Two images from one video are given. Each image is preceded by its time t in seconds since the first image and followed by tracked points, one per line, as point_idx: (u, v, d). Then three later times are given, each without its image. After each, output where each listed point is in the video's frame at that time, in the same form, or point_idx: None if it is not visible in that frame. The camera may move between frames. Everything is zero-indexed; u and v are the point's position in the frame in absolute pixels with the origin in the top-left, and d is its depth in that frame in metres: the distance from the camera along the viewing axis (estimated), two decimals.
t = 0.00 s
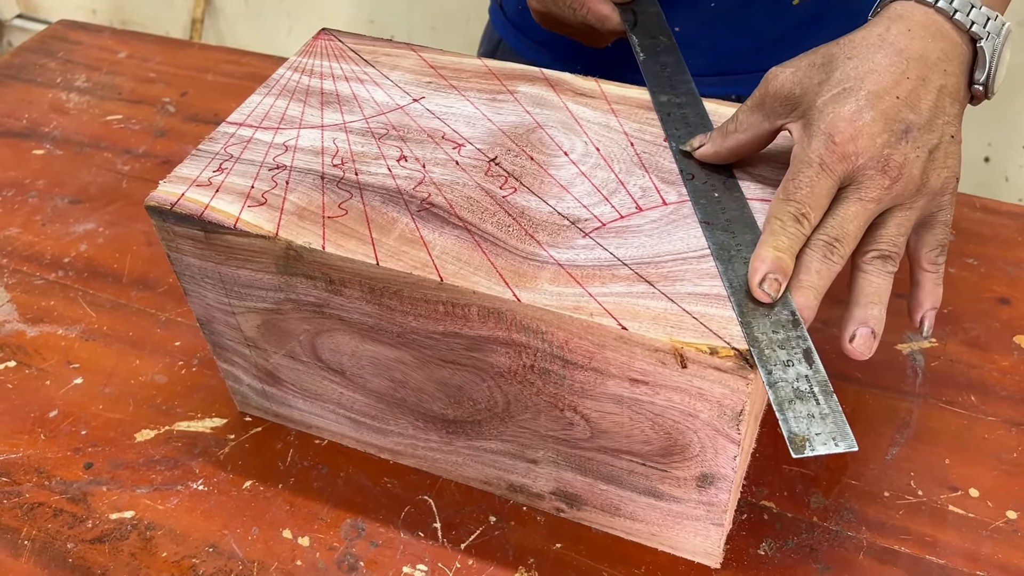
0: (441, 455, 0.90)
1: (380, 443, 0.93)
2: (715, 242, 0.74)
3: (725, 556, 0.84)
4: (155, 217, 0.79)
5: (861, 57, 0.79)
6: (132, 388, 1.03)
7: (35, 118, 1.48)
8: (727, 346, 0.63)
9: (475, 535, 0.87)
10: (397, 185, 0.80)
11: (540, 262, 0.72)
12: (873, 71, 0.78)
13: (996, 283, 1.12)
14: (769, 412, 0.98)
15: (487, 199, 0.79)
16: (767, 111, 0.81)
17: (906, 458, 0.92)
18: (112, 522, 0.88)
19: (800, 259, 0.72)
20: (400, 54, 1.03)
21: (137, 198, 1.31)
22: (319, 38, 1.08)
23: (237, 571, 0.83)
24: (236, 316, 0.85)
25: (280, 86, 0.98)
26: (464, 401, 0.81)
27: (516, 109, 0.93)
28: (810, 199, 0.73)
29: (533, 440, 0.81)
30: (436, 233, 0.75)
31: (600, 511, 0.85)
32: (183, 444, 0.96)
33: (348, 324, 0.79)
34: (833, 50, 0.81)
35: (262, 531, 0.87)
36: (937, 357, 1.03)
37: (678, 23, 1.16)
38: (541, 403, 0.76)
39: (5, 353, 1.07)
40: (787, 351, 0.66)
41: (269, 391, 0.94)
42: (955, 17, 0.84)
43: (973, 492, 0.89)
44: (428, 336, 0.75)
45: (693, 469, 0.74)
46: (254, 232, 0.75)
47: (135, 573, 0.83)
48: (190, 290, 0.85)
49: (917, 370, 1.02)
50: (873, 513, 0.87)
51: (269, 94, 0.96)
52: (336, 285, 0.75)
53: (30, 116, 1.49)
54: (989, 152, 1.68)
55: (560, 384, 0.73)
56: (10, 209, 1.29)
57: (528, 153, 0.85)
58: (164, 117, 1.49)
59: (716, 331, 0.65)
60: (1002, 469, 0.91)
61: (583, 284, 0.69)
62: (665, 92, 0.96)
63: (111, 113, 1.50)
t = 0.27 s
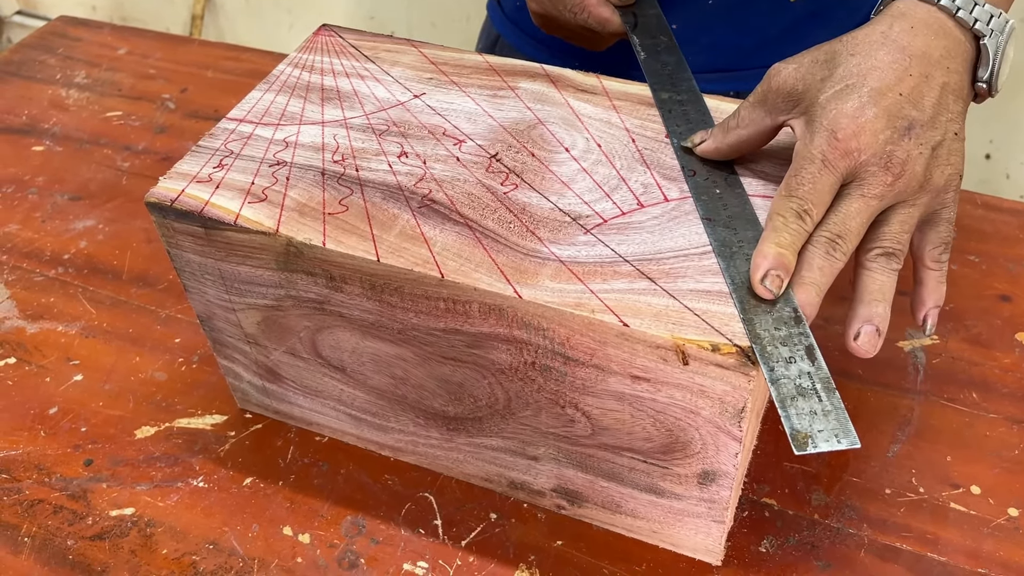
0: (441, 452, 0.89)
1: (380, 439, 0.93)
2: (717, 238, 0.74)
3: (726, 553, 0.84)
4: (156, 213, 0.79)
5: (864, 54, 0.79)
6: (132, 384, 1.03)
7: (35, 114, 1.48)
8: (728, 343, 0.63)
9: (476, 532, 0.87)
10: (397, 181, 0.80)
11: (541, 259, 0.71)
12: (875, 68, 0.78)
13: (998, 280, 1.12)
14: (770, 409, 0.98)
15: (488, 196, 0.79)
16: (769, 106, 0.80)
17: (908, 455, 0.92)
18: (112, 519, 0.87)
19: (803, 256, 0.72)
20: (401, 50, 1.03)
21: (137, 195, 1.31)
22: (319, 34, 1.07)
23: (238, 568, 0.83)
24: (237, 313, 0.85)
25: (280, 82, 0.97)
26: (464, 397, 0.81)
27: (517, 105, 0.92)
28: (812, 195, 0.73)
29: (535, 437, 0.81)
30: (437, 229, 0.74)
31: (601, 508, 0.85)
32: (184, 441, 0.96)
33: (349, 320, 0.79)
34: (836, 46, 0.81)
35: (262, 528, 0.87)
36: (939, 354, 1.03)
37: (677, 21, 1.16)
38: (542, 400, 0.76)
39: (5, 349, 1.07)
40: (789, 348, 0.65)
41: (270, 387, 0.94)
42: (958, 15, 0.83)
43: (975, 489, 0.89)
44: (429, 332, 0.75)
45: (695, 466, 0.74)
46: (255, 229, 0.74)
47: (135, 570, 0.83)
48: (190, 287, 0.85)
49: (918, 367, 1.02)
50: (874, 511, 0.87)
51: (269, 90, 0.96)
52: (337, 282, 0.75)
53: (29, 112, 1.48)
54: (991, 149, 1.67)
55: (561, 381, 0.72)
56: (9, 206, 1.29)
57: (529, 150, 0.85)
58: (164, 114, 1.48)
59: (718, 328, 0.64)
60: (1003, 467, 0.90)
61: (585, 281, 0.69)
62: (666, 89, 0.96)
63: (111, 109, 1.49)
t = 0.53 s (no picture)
0: (441, 454, 0.89)
1: (379, 441, 0.93)
2: (718, 241, 0.73)
3: (726, 556, 0.84)
4: (153, 215, 0.78)
5: (869, 60, 0.79)
6: (129, 386, 1.02)
7: (32, 114, 1.47)
8: (729, 347, 0.63)
9: (475, 535, 0.87)
10: (396, 183, 0.80)
11: (541, 261, 0.71)
12: (881, 74, 0.78)
13: (999, 281, 1.12)
14: (770, 410, 0.98)
15: (487, 198, 0.78)
16: (773, 109, 0.80)
17: (909, 457, 0.92)
18: (110, 522, 0.87)
19: (820, 274, 0.73)
20: (399, 51, 1.02)
21: (135, 195, 1.31)
22: (317, 35, 1.07)
23: (236, 571, 0.83)
24: (235, 315, 0.85)
25: (278, 82, 0.97)
26: (463, 400, 0.80)
27: (516, 106, 0.92)
28: (818, 200, 0.72)
29: (534, 440, 0.80)
30: (435, 231, 0.74)
31: (601, 511, 0.84)
32: (182, 443, 0.96)
33: (347, 323, 0.78)
34: (842, 53, 0.81)
35: (260, 531, 0.87)
36: (940, 355, 1.02)
37: (681, 19, 1.15)
38: (542, 403, 0.75)
39: (2, 351, 1.07)
40: (790, 352, 0.65)
41: (268, 389, 0.93)
42: (961, 20, 0.83)
43: (976, 491, 0.88)
44: (428, 335, 0.75)
45: (695, 470, 0.73)
46: (252, 231, 0.74)
47: (133, 573, 0.83)
48: (188, 289, 0.85)
49: (919, 369, 1.01)
50: (875, 513, 0.87)
51: (267, 91, 0.95)
52: (335, 284, 0.75)
53: (27, 112, 1.48)
54: (991, 148, 1.67)
55: (561, 384, 0.72)
56: (7, 206, 1.28)
57: (528, 151, 0.84)
58: (162, 113, 1.48)
59: (718, 331, 0.64)
60: (1005, 468, 0.90)
61: (584, 283, 0.69)
62: (665, 90, 0.95)
63: (108, 109, 1.49)
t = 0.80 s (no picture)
0: (439, 454, 0.89)
1: (377, 441, 0.92)
2: (717, 240, 0.73)
3: (726, 556, 0.83)
4: (150, 215, 0.78)
5: (872, 61, 0.79)
6: (128, 386, 1.02)
7: (30, 113, 1.47)
8: (728, 346, 0.62)
9: (474, 534, 0.86)
10: (394, 182, 0.80)
11: (539, 261, 0.71)
12: (884, 75, 0.78)
13: (999, 279, 1.11)
14: (770, 409, 0.98)
15: (485, 197, 0.78)
16: (773, 108, 0.80)
17: (909, 456, 0.92)
18: (108, 523, 0.87)
19: (824, 278, 0.73)
20: (397, 49, 1.02)
21: (133, 194, 1.30)
22: (315, 33, 1.06)
23: (234, 572, 0.83)
24: (232, 315, 0.84)
25: (276, 81, 0.97)
26: (462, 400, 0.80)
27: (514, 105, 0.92)
28: (820, 200, 0.72)
29: (533, 439, 0.80)
30: (433, 230, 0.74)
31: (600, 510, 0.84)
32: (180, 443, 0.96)
33: (345, 322, 0.78)
34: (844, 53, 0.81)
35: (259, 532, 0.87)
36: (940, 354, 1.02)
37: (687, 14, 1.15)
38: (540, 403, 0.75)
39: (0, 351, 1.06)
40: (789, 351, 0.65)
41: (266, 389, 0.93)
42: (963, 24, 0.83)
43: (976, 490, 0.88)
44: (426, 335, 0.75)
45: (694, 469, 0.73)
46: (250, 231, 0.74)
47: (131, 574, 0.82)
48: (185, 289, 0.84)
49: (919, 367, 1.01)
50: (875, 513, 0.86)
51: (265, 90, 0.95)
52: (333, 284, 0.74)
53: (25, 111, 1.47)
54: (991, 146, 1.67)
55: (560, 384, 0.72)
56: (5, 206, 1.28)
57: (526, 150, 0.84)
58: (160, 112, 1.47)
59: (717, 331, 0.64)
60: (1005, 467, 0.90)
61: (583, 283, 0.68)
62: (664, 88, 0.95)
63: (106, 108, 1.48)
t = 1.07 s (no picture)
0: (438, 453, 0.89)
1: (377, 440, 0.92)
2: (716, 238, 0.73)
3: (725, 555, 0.83)
4: (148, 214, 0.78)
5: (875, 62, 0.79)
6: (126, 385, 1.02)
7: (28, 112, 1.47)
8: (728, 345, 0.62)
9: (473, 534, 0.86)
10: (392, 181, 0.79)
11: (538, 260, 0.71)
12: (887, 77, 0.78)
13: (999, 277, 1.11)
14: (770, 408, 0.97)
15: (484, 196, 0.78)
16: (773, 108, 0.80)
17: (909, 455, 0.92)
18: (107, 522, 0.87)
19: (825, 280, 0.73)
20: (396, 48, 1.02)
21: (132, 193, 1.30)
22: (313, 32, 1.06)
23: (233, 571, 0.83)
24: (231, 314, 0.84)
25: (275, 80, 0.96)
26: (461, 399, 0.80)
27: (513, 103, 0.91)
28: (822, 200, 0.72)
29: (532, 439, 0.80)
30: (432, 229, 0.74)
31: (600, 509, 0.84)
32: (179, 443, 0.96)
33: (344, 321, 0.78)
34: (847, 53, 0.80)
35: (258, 531, 0.86)
36: (940, 352, 1.02)
37: (688, 10, 1.15)
38: (539, 402, 0.75)
39: None
40: (789, 350, 0.65)
41: (265, 389, 0.93)
42: (965, 26, 0.83)
43: (976, 489, 0.88)
44: (425, 334, 0.74)
45: (694, 469, 0.73)
46: (248, 230, 0.74)
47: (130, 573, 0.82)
48: (184, 288, 0.84)
49: (919, 366, 1.01)
50: (875, 511, 0.86)
51: (263, 89, 0.95)
52: (332, 283, 0.74)
53: (23, 110, 1.47)
54: (991, 143, 1.67)
55: (559, 383, 0.72)
56: (3, 205, 1.28)
57: (525, 148, 0.84)
58: (159, 111, 1.47)
59: (717, 330, 0.64)
60: (1005, 466, 0.90)
61: (582, 282, 0.68)
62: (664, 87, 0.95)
63: (105, 107, 1.48)
